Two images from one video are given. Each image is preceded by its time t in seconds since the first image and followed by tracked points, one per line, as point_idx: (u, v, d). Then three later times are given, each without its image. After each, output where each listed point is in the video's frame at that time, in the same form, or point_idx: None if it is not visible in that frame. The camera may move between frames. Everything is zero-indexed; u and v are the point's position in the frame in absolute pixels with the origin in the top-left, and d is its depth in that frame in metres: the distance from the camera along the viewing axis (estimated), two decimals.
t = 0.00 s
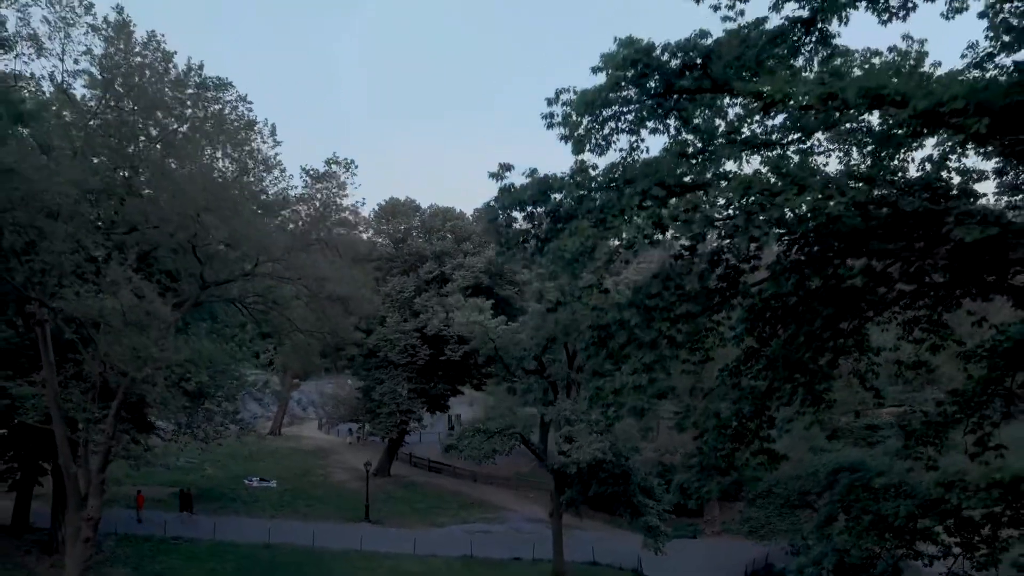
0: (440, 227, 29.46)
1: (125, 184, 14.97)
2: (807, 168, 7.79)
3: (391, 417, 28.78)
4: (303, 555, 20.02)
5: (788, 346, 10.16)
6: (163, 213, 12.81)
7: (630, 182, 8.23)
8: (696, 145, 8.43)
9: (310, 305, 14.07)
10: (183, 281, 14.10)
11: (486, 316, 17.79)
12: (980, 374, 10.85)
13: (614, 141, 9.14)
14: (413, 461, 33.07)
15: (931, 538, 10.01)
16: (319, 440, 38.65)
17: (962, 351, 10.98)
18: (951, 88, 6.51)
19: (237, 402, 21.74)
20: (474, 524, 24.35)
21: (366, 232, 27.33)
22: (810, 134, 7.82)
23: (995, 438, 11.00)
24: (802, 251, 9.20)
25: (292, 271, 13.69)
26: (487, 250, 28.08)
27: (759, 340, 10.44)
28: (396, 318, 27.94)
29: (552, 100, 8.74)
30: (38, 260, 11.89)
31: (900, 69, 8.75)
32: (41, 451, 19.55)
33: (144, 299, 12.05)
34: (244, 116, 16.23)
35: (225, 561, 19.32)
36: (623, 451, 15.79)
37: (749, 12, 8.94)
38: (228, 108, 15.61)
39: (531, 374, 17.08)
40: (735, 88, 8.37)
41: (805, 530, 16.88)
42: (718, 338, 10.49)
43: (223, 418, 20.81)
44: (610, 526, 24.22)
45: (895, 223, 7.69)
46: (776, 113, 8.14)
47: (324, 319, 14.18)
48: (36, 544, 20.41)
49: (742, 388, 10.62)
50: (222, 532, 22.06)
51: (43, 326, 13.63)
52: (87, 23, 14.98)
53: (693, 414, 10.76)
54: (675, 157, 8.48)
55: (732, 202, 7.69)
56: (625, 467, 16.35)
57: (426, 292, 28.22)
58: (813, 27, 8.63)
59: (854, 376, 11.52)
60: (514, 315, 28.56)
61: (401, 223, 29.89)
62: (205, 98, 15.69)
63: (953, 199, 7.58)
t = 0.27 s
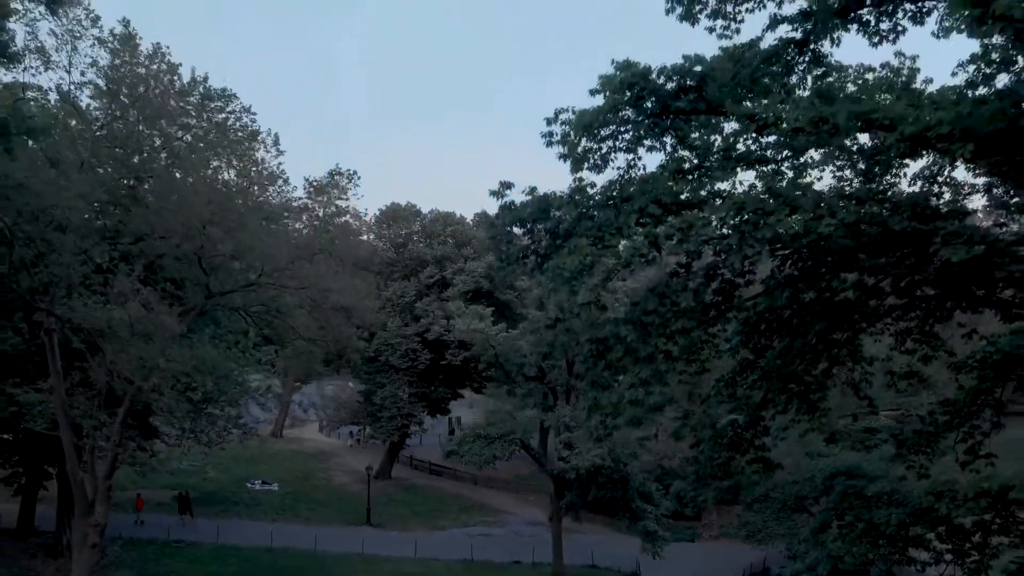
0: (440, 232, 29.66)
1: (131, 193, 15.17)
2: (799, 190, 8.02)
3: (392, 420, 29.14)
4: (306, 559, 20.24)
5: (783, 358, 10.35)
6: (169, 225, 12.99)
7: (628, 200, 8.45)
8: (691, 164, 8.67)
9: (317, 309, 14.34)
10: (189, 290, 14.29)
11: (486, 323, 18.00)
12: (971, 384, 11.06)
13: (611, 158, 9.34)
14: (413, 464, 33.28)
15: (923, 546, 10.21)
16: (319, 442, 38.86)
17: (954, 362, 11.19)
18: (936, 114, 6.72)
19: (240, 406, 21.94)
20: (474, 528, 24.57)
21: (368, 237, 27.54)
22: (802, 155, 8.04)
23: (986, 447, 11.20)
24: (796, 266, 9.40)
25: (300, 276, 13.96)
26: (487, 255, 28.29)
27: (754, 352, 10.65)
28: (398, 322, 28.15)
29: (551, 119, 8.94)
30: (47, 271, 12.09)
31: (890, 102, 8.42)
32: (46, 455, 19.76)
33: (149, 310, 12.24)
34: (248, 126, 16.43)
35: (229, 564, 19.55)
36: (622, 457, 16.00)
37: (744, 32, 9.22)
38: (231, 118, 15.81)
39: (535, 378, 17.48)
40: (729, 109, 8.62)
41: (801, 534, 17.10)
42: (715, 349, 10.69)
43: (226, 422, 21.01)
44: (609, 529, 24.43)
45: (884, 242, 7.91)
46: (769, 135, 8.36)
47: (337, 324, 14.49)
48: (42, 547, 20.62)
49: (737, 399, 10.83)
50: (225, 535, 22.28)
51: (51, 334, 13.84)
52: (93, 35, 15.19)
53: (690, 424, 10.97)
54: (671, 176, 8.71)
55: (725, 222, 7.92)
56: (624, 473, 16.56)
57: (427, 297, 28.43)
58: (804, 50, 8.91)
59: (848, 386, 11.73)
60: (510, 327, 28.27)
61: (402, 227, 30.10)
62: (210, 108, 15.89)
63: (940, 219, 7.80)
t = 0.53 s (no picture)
0: (441, 237, 29.91)
1: (137, 203, 15.39)
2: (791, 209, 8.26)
3: (393, 424, 29.33)
4: (308, 562, 20.46)
5: (778, 369, 10.59)
6: (176, 236, 13.15)
7: (626, 218, 8.68)
8: (688, 181, 8.91)
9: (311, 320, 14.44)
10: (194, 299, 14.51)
11: (487, 330, 18.24)
12: (962, 394, 11.30)
13: (609, 174, 9.56)
14: (414, 467, 33.50)
15: (915, 553, 10.43)
16: (320, 445, 39.08)
17: (945, 372, 11.42)
18: (923, 138, 6.95)
19: (242, 411, 22.17)
20: (475, 531, 24.81)
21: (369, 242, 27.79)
22: (794, 174, 8.27)
23: (977, 455, 11.43)
24: (790, 279, 9.64)
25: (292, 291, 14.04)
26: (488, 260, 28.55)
27: (750, 362, 10.87)
28: (399, 327, 28.40)
29: (550, 138, 9.11)
30: (56, 283, 12.29)
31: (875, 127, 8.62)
32: (52, 460, 19.98)
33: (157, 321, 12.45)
34: (252, 136, 16.67)
35: (233, 568, 19.77)
36: (620, 463, 16.24)
37: (739, 51, 9.47)
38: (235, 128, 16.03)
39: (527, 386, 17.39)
40: (724, 128, 8.86)
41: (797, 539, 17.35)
42: (711, 360, 10.93)
43: (229, 427, 21.25)
44: (609, 533, 24.66)
45: (875, 259, 8.14)
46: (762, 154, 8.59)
47: (328, 334, 14.56)
48: (47, 551, 20.84)
49: (734, 409, 11.07)
50: (229, 539, 22.51)
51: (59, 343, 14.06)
52: (100, 47, 15.43)
53: (687, 433, 11.21)
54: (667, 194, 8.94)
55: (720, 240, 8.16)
56: (622, 478, 16.80)
57: (428, 301, 28.68)
58: (797, 69, 9.16)
59: (842, 395, 11.97)
60: (511, 335, 28.51)
61: (403, 232, 30.35)
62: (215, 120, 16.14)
63: (929, 237, 8.03)
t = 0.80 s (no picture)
0: (442, 241, 30.14)
1: (142, 213, 15.60)
2: (784, 227, 8.46)
3: (394, 428, 29.52)
4: (311, 566, 20.66)
5: (773, 381, 10.79)
6: (182, 248, 13.40)
7: (623, 235, 8.88)
8: (684, 196, 9.11)
9: (307, 327, 14.60)
10: (199, 309, 14.72)
11: (488, 337, 18.44)
12: (954, 404, 11.49)
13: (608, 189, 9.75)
14: (415, 470, 33.70)
15: (908, 559, 10.61)
16: (322, 447, 39.27)
17: (938, 381, 11.63)
18: (912, 160, 7.16)
19: (245, 416, 22.38)
20: (475, 534, 25.00)
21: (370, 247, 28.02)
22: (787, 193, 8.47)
23: (970, 462, 11.63)
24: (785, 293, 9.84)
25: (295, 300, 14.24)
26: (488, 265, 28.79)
27: (746, 374, 11.04)
28: (400, 331, 28.63)
29: (550, 155, 9.32)
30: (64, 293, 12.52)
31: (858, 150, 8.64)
32: (57, 465, 20.19)
33: (163, 331, 12.66)
34: (256, 147, 16.89)
35: (236, 572, 19.96)
36: (619, 469, 16.44)
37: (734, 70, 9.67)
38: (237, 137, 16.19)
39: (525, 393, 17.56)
40: (720, 148, 9.08)
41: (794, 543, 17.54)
42: (708, 371, 11.13)
43: (232, 432, 21.45)
44: (608, 536, 24.85)
45: (866, 276, 8.35)
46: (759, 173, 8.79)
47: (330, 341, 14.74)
48: (52, 555, 21.04)
49: (730, 419, 11.27)
50: (231, 542, 22.71)
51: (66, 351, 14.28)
52: (106, 58, 15.64)
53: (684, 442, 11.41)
54: (664, 212, 9.10)
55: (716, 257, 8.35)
56: (621, 484, 17.01)
57: (429, 305, 28.91)
58: (790, 88, 9.39)
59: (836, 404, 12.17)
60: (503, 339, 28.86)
61: (404, 237, 30.59)
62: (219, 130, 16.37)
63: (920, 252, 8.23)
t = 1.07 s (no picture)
0: (442, 246, 30.37)
1: (147, 222, 15.82)
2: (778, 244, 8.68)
3: (395, 431, 29.71)
4: (313, 569, 20.87)
5: (768, 391, 11.01)
6: (188, 259, 13.62)
7: (622, 251, 9.09)
8: (681, 211, 9.53)
9: (311, 335, 14.81)
10: (204, 318, 14.93)
11: (489, 344, 18.66)
12: (948, 413, 11.70)
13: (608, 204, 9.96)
14: (415, 472, 33.90)
15: (901, 566, 10.81)
16: (322, 449, 39.45)
17: (931, 390, 11.82)
18: (900, 181, 7.39)
19: (248, 421, 22.59)
20: (476, 537, 25.21)
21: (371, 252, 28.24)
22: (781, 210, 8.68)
23: (962, 470, 11.85)
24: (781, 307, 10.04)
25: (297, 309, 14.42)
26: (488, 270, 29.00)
27: (742, 383, 11.20)
28: (401, 335, 28.85)
29: (551, 172, 9.55)
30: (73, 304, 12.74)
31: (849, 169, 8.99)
32: (62, 470, 20.38)
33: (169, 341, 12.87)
34: (260, 156, 17.10)
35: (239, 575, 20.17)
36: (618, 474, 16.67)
37: (730, 87, 9.85)
38: (241, 147, 16.41)
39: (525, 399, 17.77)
40: (716, 166, 9.33)
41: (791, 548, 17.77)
42: (705, 381, 11.34)
43: (235, 436, 21.65)
44: (607, 539, 25.06)
45: (857, 291, 8.56)
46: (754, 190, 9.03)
47: (332, 349, 14.95)
48: (58, 559, 21.24)
49: (726, 428, 11.48)
50: (235, 546, 22.91)
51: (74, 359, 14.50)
52: (112, 70, 15.87)
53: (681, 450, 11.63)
54: (663, 225, 9.57)
55: (712, 274, 8.56)
56: (621, 489, 17.22)
57: (429, 310, 29.10)
58: (785, 105, 9.58)
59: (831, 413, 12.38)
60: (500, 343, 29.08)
61: (404, 242, 30.79)
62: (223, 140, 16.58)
63: (912, 268, 8.39)
